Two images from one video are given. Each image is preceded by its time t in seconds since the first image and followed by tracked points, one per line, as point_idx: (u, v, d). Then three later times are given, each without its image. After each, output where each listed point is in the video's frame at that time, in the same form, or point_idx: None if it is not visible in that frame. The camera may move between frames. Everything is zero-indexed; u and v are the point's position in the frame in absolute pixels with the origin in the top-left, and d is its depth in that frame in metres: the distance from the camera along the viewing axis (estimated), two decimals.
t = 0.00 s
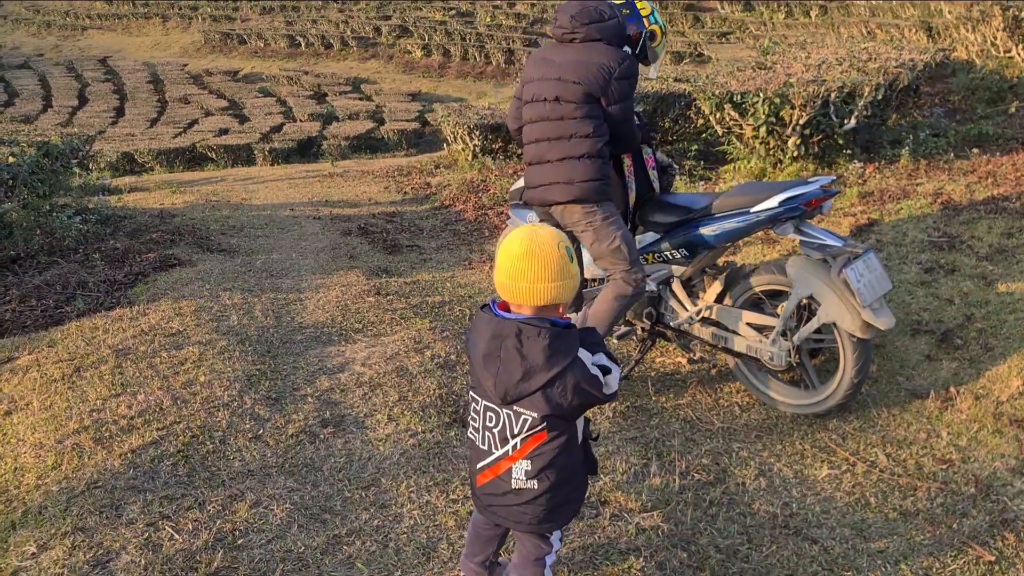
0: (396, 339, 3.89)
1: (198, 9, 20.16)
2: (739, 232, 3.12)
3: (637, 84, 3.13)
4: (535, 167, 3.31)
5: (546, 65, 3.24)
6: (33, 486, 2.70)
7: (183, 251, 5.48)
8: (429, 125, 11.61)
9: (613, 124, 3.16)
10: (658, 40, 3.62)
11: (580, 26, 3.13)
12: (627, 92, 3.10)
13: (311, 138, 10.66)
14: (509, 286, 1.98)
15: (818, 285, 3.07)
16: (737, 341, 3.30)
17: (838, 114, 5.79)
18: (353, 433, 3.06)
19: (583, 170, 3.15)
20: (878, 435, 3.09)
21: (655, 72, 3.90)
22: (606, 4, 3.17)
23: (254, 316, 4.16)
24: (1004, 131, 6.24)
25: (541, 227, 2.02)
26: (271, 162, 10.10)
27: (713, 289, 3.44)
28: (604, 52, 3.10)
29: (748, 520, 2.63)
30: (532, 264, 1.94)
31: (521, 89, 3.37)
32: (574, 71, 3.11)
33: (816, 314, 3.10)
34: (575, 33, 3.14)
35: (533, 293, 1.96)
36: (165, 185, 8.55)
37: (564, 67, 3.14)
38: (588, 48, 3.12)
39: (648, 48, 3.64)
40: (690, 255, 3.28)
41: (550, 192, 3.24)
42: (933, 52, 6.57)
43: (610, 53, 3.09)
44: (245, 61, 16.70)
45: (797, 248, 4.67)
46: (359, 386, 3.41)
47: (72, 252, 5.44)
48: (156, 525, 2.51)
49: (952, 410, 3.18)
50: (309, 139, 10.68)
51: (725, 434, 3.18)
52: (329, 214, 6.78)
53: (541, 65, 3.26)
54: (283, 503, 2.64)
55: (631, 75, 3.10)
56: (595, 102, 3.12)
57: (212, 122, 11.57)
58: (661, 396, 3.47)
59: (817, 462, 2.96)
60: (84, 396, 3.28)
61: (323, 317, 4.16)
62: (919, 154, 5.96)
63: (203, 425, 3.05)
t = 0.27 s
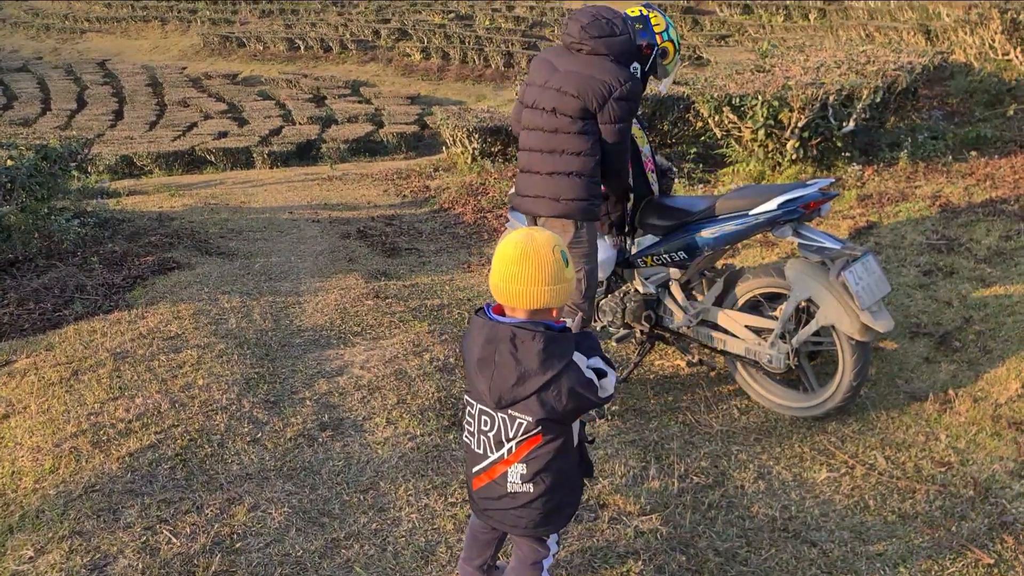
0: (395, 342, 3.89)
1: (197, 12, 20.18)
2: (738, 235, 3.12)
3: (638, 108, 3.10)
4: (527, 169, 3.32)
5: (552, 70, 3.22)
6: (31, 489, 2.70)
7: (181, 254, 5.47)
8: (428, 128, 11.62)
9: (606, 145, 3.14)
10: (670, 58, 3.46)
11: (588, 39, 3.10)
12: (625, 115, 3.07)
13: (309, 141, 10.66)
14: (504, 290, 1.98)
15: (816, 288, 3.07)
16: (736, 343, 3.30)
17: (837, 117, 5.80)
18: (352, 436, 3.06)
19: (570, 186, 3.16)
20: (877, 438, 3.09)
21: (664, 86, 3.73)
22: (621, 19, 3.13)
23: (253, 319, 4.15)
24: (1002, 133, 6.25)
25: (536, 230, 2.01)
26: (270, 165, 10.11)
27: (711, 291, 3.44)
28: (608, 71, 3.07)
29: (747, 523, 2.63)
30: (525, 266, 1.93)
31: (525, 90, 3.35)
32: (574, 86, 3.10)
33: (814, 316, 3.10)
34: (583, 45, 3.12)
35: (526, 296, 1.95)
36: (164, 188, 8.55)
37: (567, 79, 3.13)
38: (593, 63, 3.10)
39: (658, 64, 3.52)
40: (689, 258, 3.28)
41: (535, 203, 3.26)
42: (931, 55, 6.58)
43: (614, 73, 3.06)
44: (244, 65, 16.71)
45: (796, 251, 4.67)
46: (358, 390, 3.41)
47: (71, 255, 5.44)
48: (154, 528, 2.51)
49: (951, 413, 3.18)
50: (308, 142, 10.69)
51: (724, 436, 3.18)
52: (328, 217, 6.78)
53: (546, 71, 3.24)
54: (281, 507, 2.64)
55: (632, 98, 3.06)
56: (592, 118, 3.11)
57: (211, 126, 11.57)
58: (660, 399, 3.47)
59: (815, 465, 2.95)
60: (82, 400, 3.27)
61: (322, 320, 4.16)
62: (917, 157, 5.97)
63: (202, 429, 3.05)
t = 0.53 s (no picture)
0: (392, 345, 3.89)
1: (195, 16, 20.18)
2: (735, 238, 3.12)
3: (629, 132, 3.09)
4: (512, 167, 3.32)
5: (551, 76, 3.20)
6: (27, 493, 2.69)
7: (178, 258, 5.46)
8: (425, 131, 11.63)
9: (592, 158, 3.15)
10: (668, 74, 3.40)
11: (591, 57, 3.08)
12: (612, 136, 3.07)
13: (307, 144, 10.66)
14: (497, 292, 1.98)
15: (813, 291, 3.08)
16: (733, 346, 3.30)
17: (833, 119, 5.81)
18: (349, 439, 3.05)
19: (551, 189, 3.17)
20: (874, 440, 3.09)
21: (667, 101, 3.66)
22: (626, 42, 3.11)
23: (250, 322, 4.15)
24: (998, 136, 6.26)
25: (530, 232, 2.01)
26: (267, 168, 10.10)
27: (709, 293, 3.45)
28: (605, 91, 3.05)
29: (744, 525, 2.63)
30: (519, 269, 1.94)
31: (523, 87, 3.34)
32: (568, 97, 3.09)
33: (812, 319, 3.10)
34: (584, 60, 3.10)
35: (520, 299, 1.95)
36: (161, 191, 8.55)
37: (563, 89, 3.12)
38: (591, 80, 3.07)
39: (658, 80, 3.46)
40: (686, 260, 3.28)
41: (516, 200, 3.29)
42: (927, 58, 6.60)
43: (610, 94, 3.04)
44: (242, 68, 16.71)
45: (793, 253, 4.68)
46: (355, 393, 3.40)
47: (68, 259, 5.43)
48: (150, 532, 2.50)
49: (948, 415, 3.19)
50: (305, 146, 10.69)
51: (721, 439, 3.18)
52: (325, 220, 6.77)
53: (545, 75, 3.22)
54: (278, 510, 2.63)
55: (624, 121, 3.05)
56: (580, 130, 3.10)
57: (209, 129, 11.57)
58: (657, 402, 3.47)
59: (813, 467, 2.95)
60: (78, 404, 3.27)
61: (319, 323, 4.16)
62: (914, 159, 5.99)
63: (198, 432, 3.04)
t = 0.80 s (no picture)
0: (389, 349, 3.89)
1: (192, 19, 20.19)
2: (731, 240, 3.13)
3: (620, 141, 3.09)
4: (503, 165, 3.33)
5: (549, 78, 3.20)
6: (23, 498, 2.68)
7: (175, 261, 5.46)
8: (423, 134, 11.64)
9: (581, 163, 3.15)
10: (661, 92, 3.45)
11: (589, 63, 3.07)
12: (602, 144, 3.07)
13: (304, 148, 10.67)
14: (488, 295, 1.98)
15: (810, 293, 3.08)
16: (730, 348, 3.30)
17: (830, 122, 5.83)
18: (346, 443, 3.05)
19: (539, 189, 3.17)
20: (870, 443, 3.10)
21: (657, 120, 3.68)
22: (626, 52, 3.11)
23: (247, 325, 4.15)
24: (994, 138, 6.28)
25: (519, 234, 2.02)
26: (264, 171, 10.10)
27: (705, 296, 3.45)
28: (600, 98, 3.05)
29: (741, 528, 2.64)
30: (510, 272, 1.94)
31: (522, 87, 3.35)
32: (564, 101, 3.09)
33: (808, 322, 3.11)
34: (582, 66, 3.10)
35: (513, 302, 1.95)
36: (158, 194, 8.54)
37: (558, 92, 3.12)
38: (586, 85, 3.07)
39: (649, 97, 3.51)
40: (683, 263, 3.29)
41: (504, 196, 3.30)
42: (923, 61, 6.62)
43: (604, 102, 3.05)
44: (239, 71, 16.72)
45: (790, 256, 4.69)
46: (352, 396, 3.40)
47: (64, 262, 5.42)
48: (145, 536, 2.50)
49: (944, 418, 3.19)
50: (302, 149, 10.69)
51: (718, 441, 3.18)
52: (322, 224, 6.77)
53: (544, 77, 3.23)
54: (274, 514, 2.63)
55: (615, 129, 3.06)
56: (571, 135, 3.11)
57: (206, 132, 11.56)
58: (654, 405, 3.47)
59: (809, 469, 2.96)
60: (75, 407, 3.26)
61: (316, 327, 4.15)
62: (910, 162, 6.00)
63: (195, 436, 3.04)
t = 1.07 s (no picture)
0: (384, 352, 3.89)
1: (188, 23, 20.18)
2: (727, 244, 3.14)
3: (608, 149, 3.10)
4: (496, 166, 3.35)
5: (544, 82, 3.21)
6: (17, 502, 2.67)
7: (170, 265, 5.45)
8: (419, 138, 11.64)
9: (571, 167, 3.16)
10: (656, 100, 3.42)
11: (583, 69, 3.07)
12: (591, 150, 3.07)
13: (300, 151, 10.67)
14: (480, 301, 1.98)
15: (805, 296, 3.09)
16: (726, 351, 3.31)
17: (825, 126, 5.85)
18: (341, 447, 3.05)
19: (527, 191, 3.19)
20: (865, 446, 3.11)
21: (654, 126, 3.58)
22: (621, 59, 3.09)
23: (242, 329, 4.14)
24: (987, 142, 6.32)
25: (508, 239, 2.02)
26: (260, 174, 10.09)
27: (701, 300, 3.45)
28: (591, 106, 3.05)
29: (736, 531, 2.64)
30: (499, 278, 1.94)
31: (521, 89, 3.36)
32: (556, 106, 3.10)
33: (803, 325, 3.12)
34: (576, 71, 3.10)
35: (503, 307, 1.96)
36: (154, 198, 8.52)
37: (552, 96, 3.13)
38: (579, 91, 3.07)
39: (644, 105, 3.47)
40: (678, 266, 3.31)
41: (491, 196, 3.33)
42: (917, 65, 6.65)
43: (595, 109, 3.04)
44: (235, 74, 16.72)
45: (785, 260, 4.70)
46: (348, 400, 3.40)
47: (59, 266, 5.41)
48: (140, 541, 2.49)
49: (939, 421, 3.20)
50: (298, 152, 10.69)
51: (713, 445, 3.18)
52: (317, 227, 6.77)
53: (540, 80, 3.23)
54: (270, 518, 2.62)
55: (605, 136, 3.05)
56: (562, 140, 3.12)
57: (202, 135, 11.55)
58: (650, 408, 3.47)
59: (805, 473, 2.96)
60: (69, 412, 3.25)
61: (311, 330, 4.15)
62: (904, 166, 6.03)
63: (190, 440, 3.03)
